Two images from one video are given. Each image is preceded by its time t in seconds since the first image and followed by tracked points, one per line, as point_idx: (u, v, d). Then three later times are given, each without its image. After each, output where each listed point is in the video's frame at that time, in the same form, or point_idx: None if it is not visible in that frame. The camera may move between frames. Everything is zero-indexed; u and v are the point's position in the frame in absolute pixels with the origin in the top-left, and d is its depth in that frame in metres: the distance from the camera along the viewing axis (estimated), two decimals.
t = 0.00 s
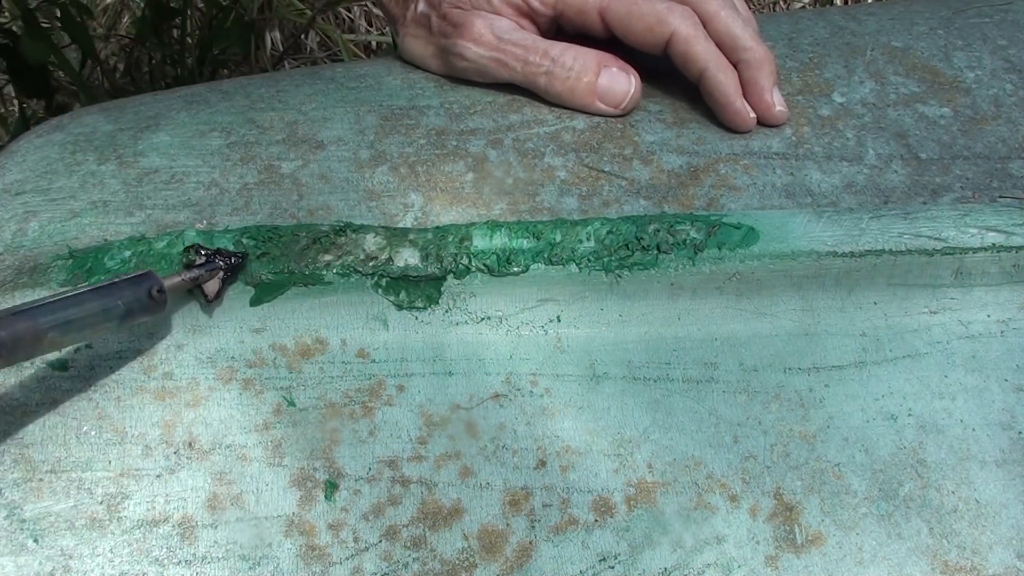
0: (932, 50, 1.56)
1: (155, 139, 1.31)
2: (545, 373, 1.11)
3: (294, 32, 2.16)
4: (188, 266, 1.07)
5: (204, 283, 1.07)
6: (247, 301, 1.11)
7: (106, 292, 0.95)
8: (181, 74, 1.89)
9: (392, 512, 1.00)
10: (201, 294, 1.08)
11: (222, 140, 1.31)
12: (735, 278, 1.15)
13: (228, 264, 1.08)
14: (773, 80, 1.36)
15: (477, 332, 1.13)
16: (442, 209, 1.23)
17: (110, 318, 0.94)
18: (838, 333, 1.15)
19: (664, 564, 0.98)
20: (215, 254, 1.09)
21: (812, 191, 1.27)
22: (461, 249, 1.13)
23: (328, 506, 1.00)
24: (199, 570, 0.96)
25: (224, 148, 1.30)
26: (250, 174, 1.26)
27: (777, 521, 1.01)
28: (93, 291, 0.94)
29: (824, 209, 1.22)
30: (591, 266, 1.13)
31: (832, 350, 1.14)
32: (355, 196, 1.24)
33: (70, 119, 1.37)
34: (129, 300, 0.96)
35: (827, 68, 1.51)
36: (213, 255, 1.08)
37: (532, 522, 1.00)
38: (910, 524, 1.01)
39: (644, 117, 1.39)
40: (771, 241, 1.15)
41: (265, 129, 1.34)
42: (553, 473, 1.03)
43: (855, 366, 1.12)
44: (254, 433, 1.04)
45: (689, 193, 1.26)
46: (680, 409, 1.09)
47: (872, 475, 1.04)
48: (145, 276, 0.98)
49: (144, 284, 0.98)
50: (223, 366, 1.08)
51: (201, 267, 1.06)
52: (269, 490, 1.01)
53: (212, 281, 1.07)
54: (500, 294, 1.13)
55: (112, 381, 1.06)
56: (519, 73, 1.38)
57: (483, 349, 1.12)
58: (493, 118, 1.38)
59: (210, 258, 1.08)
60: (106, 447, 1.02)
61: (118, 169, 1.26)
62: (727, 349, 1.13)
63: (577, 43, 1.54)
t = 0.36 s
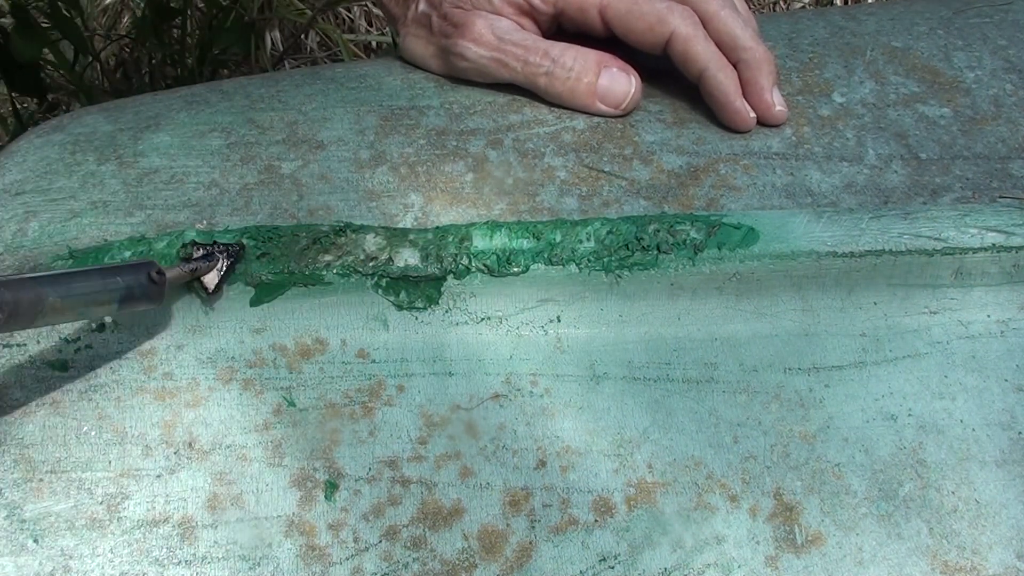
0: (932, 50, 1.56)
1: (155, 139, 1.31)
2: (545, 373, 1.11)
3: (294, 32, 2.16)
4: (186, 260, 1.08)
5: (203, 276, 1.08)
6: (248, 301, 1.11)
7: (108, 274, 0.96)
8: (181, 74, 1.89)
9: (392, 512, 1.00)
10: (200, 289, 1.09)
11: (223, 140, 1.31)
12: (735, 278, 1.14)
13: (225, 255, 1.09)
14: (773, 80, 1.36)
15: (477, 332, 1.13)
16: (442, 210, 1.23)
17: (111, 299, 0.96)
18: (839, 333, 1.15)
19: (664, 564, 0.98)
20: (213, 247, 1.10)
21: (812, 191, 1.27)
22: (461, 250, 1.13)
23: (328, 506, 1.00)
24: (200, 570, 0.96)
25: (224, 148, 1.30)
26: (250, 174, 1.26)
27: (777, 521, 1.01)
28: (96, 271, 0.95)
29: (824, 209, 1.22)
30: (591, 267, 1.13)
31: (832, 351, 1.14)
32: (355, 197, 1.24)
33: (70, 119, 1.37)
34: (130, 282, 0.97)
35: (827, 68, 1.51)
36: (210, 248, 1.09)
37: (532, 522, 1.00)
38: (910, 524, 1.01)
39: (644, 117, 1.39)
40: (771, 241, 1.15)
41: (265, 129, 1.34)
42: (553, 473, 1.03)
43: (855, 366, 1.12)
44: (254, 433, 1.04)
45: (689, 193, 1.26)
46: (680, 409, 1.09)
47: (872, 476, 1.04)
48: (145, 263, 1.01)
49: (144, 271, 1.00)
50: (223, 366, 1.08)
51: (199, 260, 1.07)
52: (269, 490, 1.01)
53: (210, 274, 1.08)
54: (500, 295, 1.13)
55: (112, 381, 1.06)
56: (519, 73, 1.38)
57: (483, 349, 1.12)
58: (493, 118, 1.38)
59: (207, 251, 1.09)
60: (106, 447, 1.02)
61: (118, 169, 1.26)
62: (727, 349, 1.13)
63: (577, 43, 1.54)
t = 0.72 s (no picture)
0: (932, 50, 1.56)
1: (155, 139, 1.31)
2: (545, 373, 1.11)
3: (294, 32, 2.16)
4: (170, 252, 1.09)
5: (187, 265, 1.09)
6: (248, 301, 1.11)
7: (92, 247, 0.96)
8: (181, 74, 1.89)
9: (392, 512, 1.00)
10: (185, 279, 1.09)
11: (223, 140, 1.31)
12: (735, 278, 1.14)
13: (208, 245, 1.11)
14: (772, 80, 1.36)
15: (477, 332, 1.13)
16: (442, 210, 1.23)
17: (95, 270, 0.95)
18: (839, 333, 1.15)
19: (664, 564, 0.98)
20: (195, 240, 1.11)
21: (812, 191, 1.27)
22: (461, 250, 1.13)
23: (328, 506, 1.00)
24: (200, 570, 0.96)
25: (224, 148, 1.30)
26: (250, 174, 1.26)
27: (777, 521, 1.01)
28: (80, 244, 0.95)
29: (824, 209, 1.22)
30: (591, 267, 1.13)
31: (832, 351, 1.14)
32: (355, 197, 1.24)
33: (70, 119, 1.37)
34: (114, 255, 0.98)
35: (827, 68, 1.51)
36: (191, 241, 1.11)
37: (532, 522, 1.00)
38: (910, 524, 1.01)
39: (644, 117, 1.39)
40: (771, 242, 1.15)
41: (265, 129, 1.34)
42: (553, 473, 1.03)
43: (855, 366, 1.12)
44: (254, 433, 1.04)
45: (689, 193, 1.26)
46: (680, 409, 1.09)
47: (872, 476, 1.04)
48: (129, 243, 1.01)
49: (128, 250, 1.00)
50: (223, 366, 1.08)
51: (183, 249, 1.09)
52: (269, 490, 1.01)
53: (193, 261, 1.09)
54: (500, 295, 1.13)
55: (112, 381, 1.06)
56: (518, 72, 1.38)
57: (483, 349, 1.12)
58: (493, 118, 1.38)
59: (190, 243, 1.11)
60: (106, 447, 1.02)
61: (118, 170, 1.26)
62: (727, 349, 1.13)
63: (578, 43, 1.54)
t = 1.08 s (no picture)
0: (933, 49, 1.56)
1: (155, 139, 1.31)
2: (545, 373, 1.11)
3: (294, 32, 2.16)
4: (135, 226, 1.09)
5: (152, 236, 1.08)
6: (248, 300, 1.10)
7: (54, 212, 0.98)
8: (181, 74, 1.89)
9: (392, 512, 1.00)
10: (155, 249, 1.09)
11: (222, 140, 1.31)
12: (735, 278, 1.14)
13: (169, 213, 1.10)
14: (771, 78, 1.35)
15: (477, 332, 1.13)
16: (443, 209, 1.23)
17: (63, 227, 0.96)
18: (839, 332, 1.15)
19: (664, 564, 0.98)
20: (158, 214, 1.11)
21: (812, 190, 1.27)
22: (461, 249, 1.13)
23: (328, 505, 1.00)
24: (200, 570, 0.96)
25: (224, 147, 1.30)
26: (250, 174, 1.26)
27: (777, 521, 1.01)
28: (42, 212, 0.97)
29: (824, 209, 1.21)
30: (591, 266, 1.13)
31: (832, 350, 1.14)
32: (355, 196, 1.24)
33: (70, 118, 1.37)
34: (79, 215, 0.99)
35: (827, 67, 1.51)
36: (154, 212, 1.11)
37: (532, 522, 1.00)
38: (910, 524, 1.01)
39: (644, 117, 1.39)
40: (771, 241, 1.14)
41: (265, 129, 1.34)
42: (553, 473, 1.03)
43: (856, 366, 1.12)
44: (254, 433, 1.04)
45: (689, 192, 1.26)
46: (680, 409, 1.09)
47: (872, 475, 1.04)
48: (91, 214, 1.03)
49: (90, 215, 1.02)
50: (223, 366, 1.08)
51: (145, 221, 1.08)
52: (269, 490, 1.01)
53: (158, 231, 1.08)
54: (500, 295, 1.13)
55: (112, 380, 1.06)
56: (517, 71, 1.37)
57: (483, 349, 1.12)
58: (493, 117, 1.38)
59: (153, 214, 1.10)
60: (106, 447, 1.02)
61: (118, 169, 1.25)
62: (727, 349, 1.13)
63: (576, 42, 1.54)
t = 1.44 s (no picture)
0: (933, 48, 1.56)
1: (155, 138, 1.31)
2: (545, 373, 1.11)
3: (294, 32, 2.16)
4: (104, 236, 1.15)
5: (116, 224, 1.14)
6: (248, 300, 1.10)
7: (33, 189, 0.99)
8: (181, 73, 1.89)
9: (392, 512, 1.00)
10: (121, 232, 1.14)
11: (222, 140, 1.31)
12: (735, 278, 1.14)
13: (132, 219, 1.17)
14: (769, 77, 1.35)
15: (477, 332, 1.13)
16: (443, 209, 1.23)
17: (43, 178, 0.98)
18: (839, 332, 1.15)
19: (664, 564, 0.98)
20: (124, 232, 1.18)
21: (812, 190, 1.27)
22: (461, 249, 1.13)
23: (328, 505, 1.00)
24: (199, 570, 0.96)
25: (224, 147, 1.30)
26: (250, 173, 1.26)
27: (777, 521, 1.01)
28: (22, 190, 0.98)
29: (824, 209, 1.21)
30: (591, 266, 1.13)
31: (832, 350, 1.13)
32: (355, 196, 1.24)
33: (70, 118, 1.37)
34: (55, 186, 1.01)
35: (827, 67, 1.51)
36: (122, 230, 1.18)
37: (532, 522, 1.00)
38: (910, 524, 1.01)
39: (644, 116, 1.39)
40: (771, 241, 1.14)
41: (265, 128, 1.34)
42: (553, 473, 1.03)
43: (856, 366, 1.12)
44: (254, 433, 1.04)
45: (689, 192, 1.26)
46: (681, 409, 1.09)
47: (872, 475, 1.04)
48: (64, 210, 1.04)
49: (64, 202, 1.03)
50: (223, 366, 1.08)
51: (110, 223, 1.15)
52: (269, 490, 1.00)
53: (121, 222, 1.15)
54: (500, 295, 1.13)
55: (112, 380, 1.06)
56: (515, 71, 1.37)
57: (483, 349, 1.12)
58: (493, 117, 1.38)
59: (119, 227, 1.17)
60: (106, 447, 1.02)
61: (118, 169, 1.25)
62: (727, 349, 1.13)
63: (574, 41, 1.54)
